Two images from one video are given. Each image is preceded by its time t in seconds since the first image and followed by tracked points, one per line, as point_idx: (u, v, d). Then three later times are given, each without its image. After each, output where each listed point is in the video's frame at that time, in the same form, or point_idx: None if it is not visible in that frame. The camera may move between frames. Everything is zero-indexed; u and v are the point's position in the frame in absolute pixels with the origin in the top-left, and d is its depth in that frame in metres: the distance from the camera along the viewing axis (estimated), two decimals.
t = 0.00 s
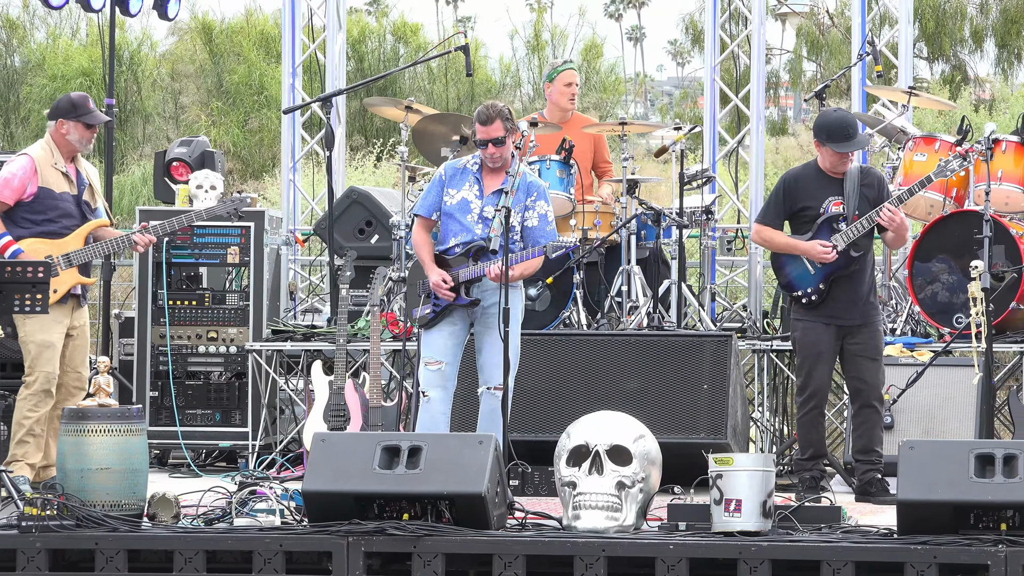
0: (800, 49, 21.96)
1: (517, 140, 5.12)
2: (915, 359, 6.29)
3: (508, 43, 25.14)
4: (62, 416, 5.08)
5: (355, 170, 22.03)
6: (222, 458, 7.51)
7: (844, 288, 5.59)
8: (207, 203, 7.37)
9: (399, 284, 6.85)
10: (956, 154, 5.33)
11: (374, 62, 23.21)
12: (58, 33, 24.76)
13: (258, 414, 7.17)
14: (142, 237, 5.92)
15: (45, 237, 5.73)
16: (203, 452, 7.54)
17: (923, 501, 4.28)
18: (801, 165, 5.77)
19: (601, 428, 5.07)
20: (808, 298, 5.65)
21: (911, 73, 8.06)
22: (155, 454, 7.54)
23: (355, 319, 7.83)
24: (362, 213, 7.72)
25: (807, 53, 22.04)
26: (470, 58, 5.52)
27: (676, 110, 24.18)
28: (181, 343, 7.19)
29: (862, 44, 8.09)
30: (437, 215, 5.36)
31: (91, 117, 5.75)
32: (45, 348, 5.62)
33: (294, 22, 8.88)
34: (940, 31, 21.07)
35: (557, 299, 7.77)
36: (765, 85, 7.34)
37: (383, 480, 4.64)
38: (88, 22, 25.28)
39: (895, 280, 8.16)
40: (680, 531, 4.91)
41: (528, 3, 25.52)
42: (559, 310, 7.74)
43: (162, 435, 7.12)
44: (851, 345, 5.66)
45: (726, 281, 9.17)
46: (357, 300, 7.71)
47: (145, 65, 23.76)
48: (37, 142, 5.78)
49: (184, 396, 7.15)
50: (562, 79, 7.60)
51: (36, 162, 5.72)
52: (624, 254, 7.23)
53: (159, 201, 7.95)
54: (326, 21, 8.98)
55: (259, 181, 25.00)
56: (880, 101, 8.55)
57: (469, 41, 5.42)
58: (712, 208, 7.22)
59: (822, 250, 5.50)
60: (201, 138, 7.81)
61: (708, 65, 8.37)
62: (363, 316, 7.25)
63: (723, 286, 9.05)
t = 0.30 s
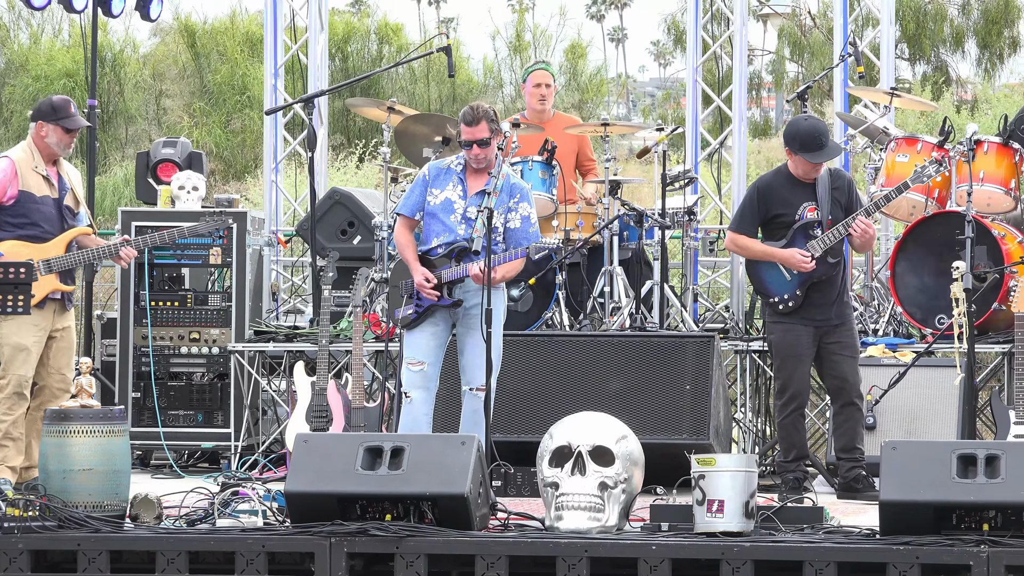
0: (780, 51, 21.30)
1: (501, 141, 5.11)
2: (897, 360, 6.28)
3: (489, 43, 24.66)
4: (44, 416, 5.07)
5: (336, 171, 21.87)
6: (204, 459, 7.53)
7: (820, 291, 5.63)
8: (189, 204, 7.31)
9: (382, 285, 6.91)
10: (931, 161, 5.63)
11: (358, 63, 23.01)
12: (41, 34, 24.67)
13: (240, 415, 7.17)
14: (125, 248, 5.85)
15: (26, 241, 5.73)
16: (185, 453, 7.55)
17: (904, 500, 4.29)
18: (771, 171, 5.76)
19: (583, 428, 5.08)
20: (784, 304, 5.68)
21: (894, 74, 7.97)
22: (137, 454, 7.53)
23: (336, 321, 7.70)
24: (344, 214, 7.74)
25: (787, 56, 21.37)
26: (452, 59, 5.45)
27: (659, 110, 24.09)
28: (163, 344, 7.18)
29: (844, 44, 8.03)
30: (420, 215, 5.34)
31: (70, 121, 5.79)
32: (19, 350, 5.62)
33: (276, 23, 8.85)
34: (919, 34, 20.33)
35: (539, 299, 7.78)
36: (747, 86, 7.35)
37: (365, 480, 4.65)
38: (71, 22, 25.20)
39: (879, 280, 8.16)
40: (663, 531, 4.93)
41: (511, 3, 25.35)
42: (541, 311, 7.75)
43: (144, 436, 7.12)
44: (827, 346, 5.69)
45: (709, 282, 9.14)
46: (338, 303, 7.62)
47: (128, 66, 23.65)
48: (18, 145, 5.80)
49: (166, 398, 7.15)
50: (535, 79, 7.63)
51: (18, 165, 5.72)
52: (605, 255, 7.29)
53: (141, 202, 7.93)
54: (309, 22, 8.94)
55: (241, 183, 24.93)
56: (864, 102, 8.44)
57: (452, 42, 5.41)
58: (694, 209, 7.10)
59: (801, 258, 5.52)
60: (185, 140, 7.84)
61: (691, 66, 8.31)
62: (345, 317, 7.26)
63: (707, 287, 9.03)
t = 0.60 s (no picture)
0: (755, 50, 21.10)
1: (477, 142, 5.05)
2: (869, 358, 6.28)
3: (463, 43, 24.38)
4: (17, 416, 5.06)
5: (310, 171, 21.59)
6: (177, 458, 7.51)
7: (798, 289, 5.63)
8: (163, 203, 7.31)
9: (355, 285, 7.00)
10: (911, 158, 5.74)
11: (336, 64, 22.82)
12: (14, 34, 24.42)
13: (214, 415, 7.16)
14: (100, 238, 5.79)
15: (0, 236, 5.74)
16: (159, 453, 7.53)
17: (878, 500, 4.32)
18: (749, 168, 5.75)
19: (557, 428, 5.07)
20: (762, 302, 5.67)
21: (867, 74, 7.95)
22: (110, 454, 7.52)
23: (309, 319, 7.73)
24: (318, 214, 7.66)
25: (762, 54, 21.16)
26: (427, 59, 5.40)
27: (635, 111, 23.93)
28: (137, 343, 7.17)
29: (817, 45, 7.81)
30: (395, 214, 5.29)
31: (46, 116, 5.81)
32: None
33: (250, 23, 8.82)
34: (891, 34, 20.59)
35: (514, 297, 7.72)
36: (721, 86, 7.24)
37: (339, 480, 4.64)
38: (46, 21, 24.87)
39: (852, 281, 8.14)
40: (636, 531, 4.93)
41: (485, 5, 24.96)
42: (516, 310, 7.66)
43: (118, 435, 7.10)
44: (803, 344, 5.69)
45: (682, 282, 9.12)
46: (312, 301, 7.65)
47: (102, 66, 23.30)
48: None
49: (140, 397, 7.13)
50: (512, 78, 7.61)
51: None
52: (579, 254, 7.32)
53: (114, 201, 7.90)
54: (283, 21, 8.89)
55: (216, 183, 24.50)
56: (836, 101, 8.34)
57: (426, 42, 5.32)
58: (668, 208, 7.14)
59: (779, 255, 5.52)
60: (158, 139, 7.81)
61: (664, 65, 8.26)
62: (318, 316, 7.28)
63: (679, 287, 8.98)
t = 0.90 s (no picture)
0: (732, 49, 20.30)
1: (453, 143, 5.02)
2: (845, 358, 6.28)
3: (440, 42, 23.43)
4: None
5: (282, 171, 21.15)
6: (154, 458, 7.51)
7: (785, 292, 5.61)
8: (139, 204, 7.32)
9: (331, 286, 7.05)
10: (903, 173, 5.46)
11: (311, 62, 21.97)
12: None
13: (190, 415, 7.14)
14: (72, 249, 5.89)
15: None
16: (135, 453, 7.53)
17: (855, 500, 4.34)
18: (744, 170, 5.76)
19: (534, 428, 5.06)
20: (750, 304, 5.66)
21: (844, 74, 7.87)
22: (86, 455, 7.49)
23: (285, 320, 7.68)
24: (294, 213, 7.69)
25: (739, 55, 20.32)
26: (404, 59, 5.39)
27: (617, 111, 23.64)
28: (113, 343, 7.15)
29: (794, 44, 7.68)
30: (371, 214, 5.26)
31: (18, 121, 5.77)
32: None
33: (226, 22, 8.76)
34: (868, 33, 19.62)
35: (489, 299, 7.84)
36: (698, 86, 7.15)
37: (315, 480, 4.62)
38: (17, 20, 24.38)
39: (828, 280, 8.15)
40: (613, 531, 4.93)
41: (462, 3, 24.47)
42: (490, 311, 7.78)
43: (94, 436, 7.08)
44: (792, 344, 5.67)
45: (659, 283, 9.07)
46: (288, 301, 7.60)
47: (78, 66, 22.84)
48: None
49: (116, 397, 7.11)
50: (500, 79, 7.63)
51: None
52: (556, 255, 7.28)
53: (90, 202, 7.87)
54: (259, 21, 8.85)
55: (192, 182, 23.71)
56: (814, 102, 8.37)
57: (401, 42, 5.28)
58: (645, 209, 7.21)
59: (765, 261, 5.49)
60: (134, 138, 7.82)
61: (640, 64, 8.18)
62: (295, 317, 7.30)
63: (655, 287, 8.94)
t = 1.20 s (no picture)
0: (715, 49, 19.59)
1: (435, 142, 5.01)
2: (828, 358, 6.27)
3: (423, 43, 23.52)
4: None
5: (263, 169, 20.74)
6: (136, 458, 7.49)
7: (777, 290, 5.59)
8: (121, 204, 7.32)
9: (314, 285, 6.85)
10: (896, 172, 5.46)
11: (294, 62, 21.74)
12: None
13: (172, 415, 7.13)
14: (58, 246, 5.88)
15: None
16: (117, 453, 7.51)
17: (838, 500, 4.35)
18: (744, 166, 5.74)
19: (517, 428, 5.05)
20: (743, 298, 5.63)
21: (826, 74, 7.80)
22: (67, 455, 7.47)
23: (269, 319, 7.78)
24: (277, 213, 7.66)
25: (721, 55, 19.70)
26: (388, 58, 5.40)
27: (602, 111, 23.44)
28: (95, 343, 7.14)
29: (776, 45, 7.61)
30: (353, 214, 5.24)
31: None
32: None
33: (208, 22, 8.73)
34: (851, 34, 19.29)
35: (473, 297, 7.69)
36: (681, 86, 7.13)
37: (297, 480, 4.60)
38: None
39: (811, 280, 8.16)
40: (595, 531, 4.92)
41: (445, 2, 24.06)
42: (474, 310, 7.67)
43: (76, 436, 7.06)
44: (784, 343, 5.64)
45: (642, 283, 9.04)
46: (271, 301, 7.68)
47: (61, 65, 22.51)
48: None
49: (98, 397, 7.10)
50: (469, 76, 7.62)
51: None
52: (539, 254, 7.29)
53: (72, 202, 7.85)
54: (241, 20, 8.82)
55: (174, 182, 23.21)
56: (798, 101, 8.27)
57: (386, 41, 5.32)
58: (628, 209, 7.10)
59: (759, 253, 5.47)
60: (115, 137, 7.79)
61: (624, 64, 8.15)
62: (278, 316, 7.33)
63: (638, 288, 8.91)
